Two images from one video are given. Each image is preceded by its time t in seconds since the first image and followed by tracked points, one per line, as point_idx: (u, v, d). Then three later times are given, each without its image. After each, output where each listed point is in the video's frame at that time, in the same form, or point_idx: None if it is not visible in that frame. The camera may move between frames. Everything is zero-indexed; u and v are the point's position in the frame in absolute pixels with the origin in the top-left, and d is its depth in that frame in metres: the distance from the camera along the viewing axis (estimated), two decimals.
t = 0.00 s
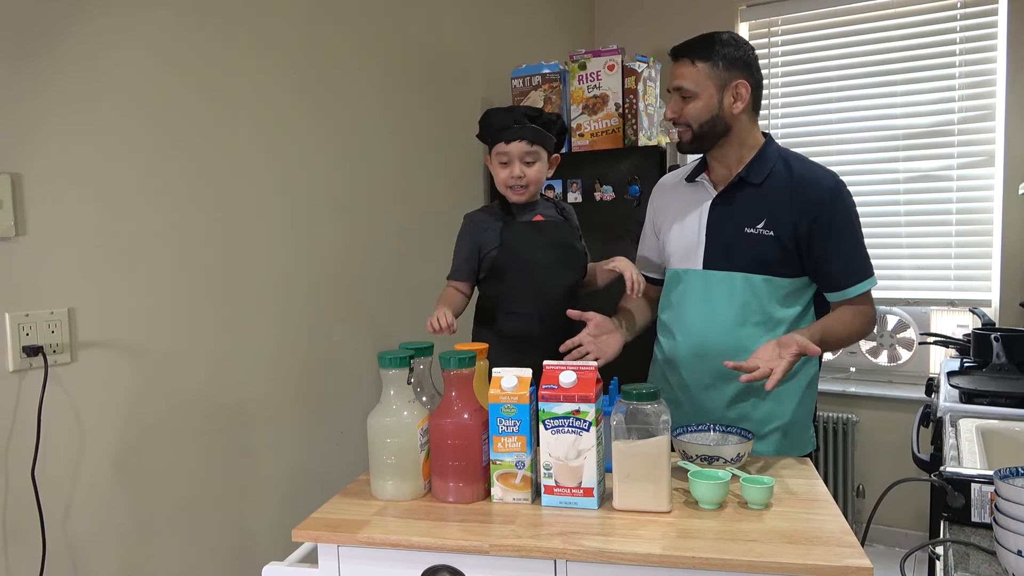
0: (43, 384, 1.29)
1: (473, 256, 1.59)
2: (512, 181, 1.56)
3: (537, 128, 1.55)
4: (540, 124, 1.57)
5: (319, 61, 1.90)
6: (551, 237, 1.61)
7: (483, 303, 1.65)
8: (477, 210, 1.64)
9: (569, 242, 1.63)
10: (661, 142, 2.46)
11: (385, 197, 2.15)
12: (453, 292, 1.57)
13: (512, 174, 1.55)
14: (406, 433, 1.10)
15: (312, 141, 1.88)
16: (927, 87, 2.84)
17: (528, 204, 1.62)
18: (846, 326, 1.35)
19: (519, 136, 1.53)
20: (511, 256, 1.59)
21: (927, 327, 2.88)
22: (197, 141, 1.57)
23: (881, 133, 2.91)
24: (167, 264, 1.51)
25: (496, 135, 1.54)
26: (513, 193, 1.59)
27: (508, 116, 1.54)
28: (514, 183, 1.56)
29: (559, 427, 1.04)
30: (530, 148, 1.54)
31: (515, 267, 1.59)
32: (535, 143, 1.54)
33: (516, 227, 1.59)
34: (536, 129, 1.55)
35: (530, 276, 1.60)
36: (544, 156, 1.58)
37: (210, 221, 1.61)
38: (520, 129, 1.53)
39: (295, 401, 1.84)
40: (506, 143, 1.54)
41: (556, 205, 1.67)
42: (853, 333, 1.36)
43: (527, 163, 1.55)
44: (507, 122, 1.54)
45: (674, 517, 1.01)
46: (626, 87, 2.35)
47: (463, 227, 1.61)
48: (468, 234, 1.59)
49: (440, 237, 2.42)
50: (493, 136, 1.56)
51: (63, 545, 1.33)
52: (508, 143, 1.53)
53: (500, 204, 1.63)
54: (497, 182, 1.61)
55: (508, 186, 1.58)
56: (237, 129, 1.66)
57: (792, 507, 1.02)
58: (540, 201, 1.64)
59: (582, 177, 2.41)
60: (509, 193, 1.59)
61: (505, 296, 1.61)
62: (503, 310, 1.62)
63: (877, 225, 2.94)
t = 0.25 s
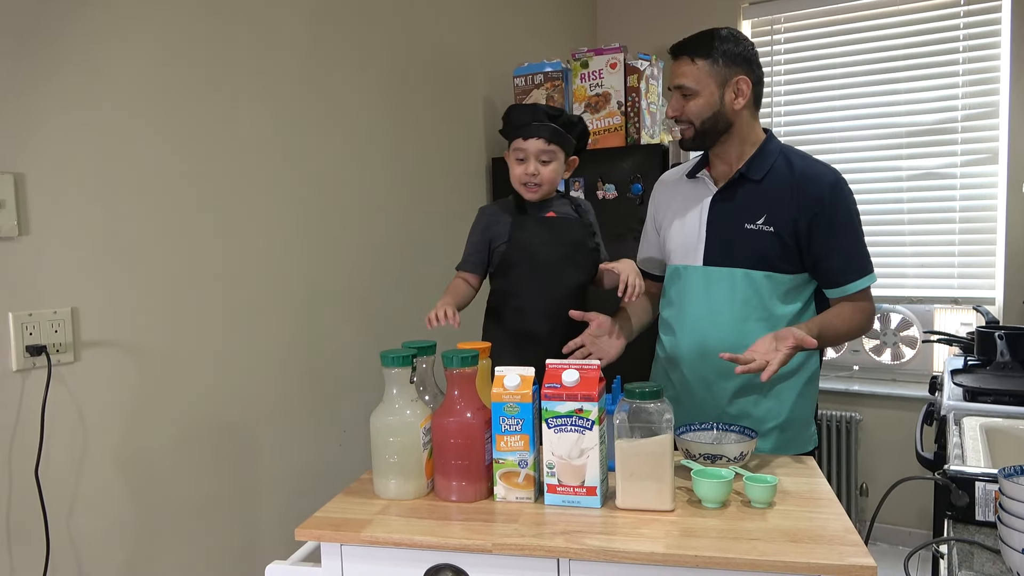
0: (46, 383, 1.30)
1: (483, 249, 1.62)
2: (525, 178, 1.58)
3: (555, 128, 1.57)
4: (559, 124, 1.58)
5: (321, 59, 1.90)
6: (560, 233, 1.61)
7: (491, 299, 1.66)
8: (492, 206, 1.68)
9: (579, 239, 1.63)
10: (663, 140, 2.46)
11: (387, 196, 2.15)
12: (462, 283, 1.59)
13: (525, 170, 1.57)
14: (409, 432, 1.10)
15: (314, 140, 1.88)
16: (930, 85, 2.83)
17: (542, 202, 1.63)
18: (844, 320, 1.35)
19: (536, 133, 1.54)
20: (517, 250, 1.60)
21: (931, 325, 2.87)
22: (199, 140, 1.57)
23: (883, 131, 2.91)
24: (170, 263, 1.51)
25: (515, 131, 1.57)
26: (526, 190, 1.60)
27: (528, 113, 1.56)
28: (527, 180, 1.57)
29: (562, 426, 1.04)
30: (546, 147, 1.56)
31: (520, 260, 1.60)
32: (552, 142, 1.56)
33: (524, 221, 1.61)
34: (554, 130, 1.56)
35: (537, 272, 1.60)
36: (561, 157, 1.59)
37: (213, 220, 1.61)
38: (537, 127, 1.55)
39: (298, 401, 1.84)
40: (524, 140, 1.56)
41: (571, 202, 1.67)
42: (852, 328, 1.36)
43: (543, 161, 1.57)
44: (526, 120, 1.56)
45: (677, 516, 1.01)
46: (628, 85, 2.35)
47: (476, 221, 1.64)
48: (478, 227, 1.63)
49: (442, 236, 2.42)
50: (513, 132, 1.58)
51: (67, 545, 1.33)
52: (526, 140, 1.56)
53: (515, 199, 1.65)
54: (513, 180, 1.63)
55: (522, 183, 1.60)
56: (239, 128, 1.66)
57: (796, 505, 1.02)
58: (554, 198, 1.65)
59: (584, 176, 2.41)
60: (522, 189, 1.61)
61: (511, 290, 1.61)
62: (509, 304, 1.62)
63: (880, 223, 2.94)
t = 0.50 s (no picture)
0: (49, 384, 1.30)
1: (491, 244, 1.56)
2: (541, 180, 1.53)
3: (571, 129, 1.53)
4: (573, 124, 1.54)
5: (323, 60, 1.91)
6: (572, 237, 1.60)
7: (496, 294, 1.66)
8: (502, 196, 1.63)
9: (590, 244, 1.62)
10: (666, 140, 2.45)
11: (390, 196, 2.15)
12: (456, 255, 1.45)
13: (541, 172, 1.53)
14: (411, 433, 1.10)
15: (316, 140, 1.88)
16: (933, 84, 2.82)
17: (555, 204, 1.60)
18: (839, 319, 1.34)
19: (552, 134, 1.50)
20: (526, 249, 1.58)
21: (934, 325, 2.86)
22: (202, 140, 1.57)
23: (887, 131, 2.90)
24: (172, 264, 1.51)
25: (530, 131, 1.52)
26: (541, 192, 1.56)
27: (542, 114, 1.51)
28: (544, 182, 1.53)
29: (564, 427, 1.04)
30: (562, 148, 1.52)
31: (529, 261, 1.59)
32: (568, 143, 1.52)
33: (536, 220, 1.58)
34: (570, 130, 1.52)
35: (544, 273, 1.59)
36: (576, 158, 1.55)
37: (215, 220, 1.61)
38: (553, 128, 1.50)
39: (300, 401, 1.84)
40: (540, 142, 1.51)
41: (584, 203, 1.64)
42: (850, 325, 1.35)
43: (559, 163, 1.53)
44: (541, 121, 1.51)
45: (680, 517, 1.01)
46: (630, 85, 2.35)
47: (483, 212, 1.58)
48: (488, 215, 1.57)
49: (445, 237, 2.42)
50: (527, 132, 1.53)
51: (69, 546, 1.33)
52: (542, 141, 1.51)
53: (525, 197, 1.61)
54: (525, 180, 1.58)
55: (537, 185, 1.55)
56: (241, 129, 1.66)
57: (798, 507, 1.02)
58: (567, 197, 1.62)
59: (586, 176, 2.41)
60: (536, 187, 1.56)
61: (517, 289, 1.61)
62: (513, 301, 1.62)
63: (883, 222, 2.93)
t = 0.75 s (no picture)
0: (51, 381, 1.30)
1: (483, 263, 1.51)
2: (531, 186, 1.50)
3: (564, 136, 1.50)
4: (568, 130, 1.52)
5: (325, 57, 1.90)
6: (563, 245, 1.58)
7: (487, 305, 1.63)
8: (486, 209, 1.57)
9: (580, 251, 1.61)
10: (668, 138, 2.45)
11: (392, 194, 2.15)
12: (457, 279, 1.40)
13: (533, 179, 1.50)
14: (413, 431, 1.09)
15: (318, 137, 1.88)
16: (937, 82, 2.81)
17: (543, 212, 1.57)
18: (825, 330, 1.38)
19: (546, 140, 1.47)
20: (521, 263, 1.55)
21: (937, 324, 2.87)
22: (203, 138, 1.57)
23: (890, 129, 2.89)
24: (174, 261, 1.51)
25: (523, 134, 1.48)
26: (529, 199, 1.53)
27: (537, 117, 1.48)
28: (533, 189, 1.50)
29: (566, 425, 1.04)
30: (555, 156, 1.49)
31: (524, 274, 1.56)
32: (559, 151, 1.49)
33: (528, 234, 1.54)
34: (563, 138, 1.50)
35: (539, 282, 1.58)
36: (568, 166, 1.53)
37: (217, 218, 1.61)
38: (547, 134, 1.47)
39: (301, 400, 1.84)
40: (532, 147, 1.48)
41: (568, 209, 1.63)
42: (835, 331, 1.39)
43: (549, 170, 1.50)
44: (535, 125, 1.48)
45: (682, 516, 1.00)
46: (633, 83, 2.35)
47: (472, 226, 1.52)
48: (476, 233, 1.50)
49: (447, 236, 2.42)
50: (519, 135, 1.49)
51: (71, 544, 1.33)
52: (534, 147, 1.48)
53: (513, 203, 1.57)
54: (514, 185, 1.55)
55: (525, 192, 1.52)
56: (243, 126, 1.66)
57: (801, 505, 1.01)
58: (553, 206, 1.59)
59: (589, 174, 2.40)
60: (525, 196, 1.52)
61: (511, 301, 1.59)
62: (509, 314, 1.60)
63: (887, 221, 2.92)
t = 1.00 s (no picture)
0: (52, 376, 1.30)
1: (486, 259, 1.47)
2: (521, 180, 1.49)
3: (551, 127, 1.47)
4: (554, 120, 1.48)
5: (328, 53, 1.90)
6: (561, 237, 1.57)
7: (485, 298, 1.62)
8: (481, 205, 1.52)
9: (576, 240, 1.61)
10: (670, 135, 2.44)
11: (393, 191, 2.15)
12: (457, 282, 1.38)
13: (522, 173, 1.48)
14: (413, 427, 1.09)
15: (320, 134, 1.88)
16: (941, 79, 2.80)
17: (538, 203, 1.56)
18: (825, 323, 1.38)
19: (532, 133, 1.44)
20: (522, 259, 1.53)
21: (940, 322, 2.86)
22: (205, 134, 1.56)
23: (894, 127, 2.88)
24: (175, 257, 1.51)
25: (509, 129, 1.46)
26: (521, 192, 1.51)
27: (521, 110, 1.45)
28: (524, 182, 1.48)
29: (567, 422, 1.04)
30: (542, 148, 1.46)
31: (524, 269, 1.54)
32: (547, 142, 1.46)
33: (527, 226, 1.52)
34: (550, 128, 1.47)
35: (539, 275, 1.57)
36: (558, 156, 1.50)
37: (218, 214, 1.60)
38: (533, 126, 1.45)
39: (303, 396, 1.84)
40: (518, 140, 1.45)
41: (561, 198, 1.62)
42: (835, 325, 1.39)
43: (538, 163, 1.48)
44: (520, 118, 1.45)
45: (683, 513, 1.00)
46: (635, 80, 2.35)
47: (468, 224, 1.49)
48: (474, 232, 1.46)
49: (449, 233, 2.42)
50: (506, 130, 1.47)
51: (72, 538, 1.33)
52: (520, 140, 1.45)
53: (507, 197, 1.55)
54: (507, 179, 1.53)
55: (516, 184, 1.50)
56: (244, 122, 1.66)
57: (802, 503, 1.01)
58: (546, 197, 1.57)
59: (591, 171, 2.39)
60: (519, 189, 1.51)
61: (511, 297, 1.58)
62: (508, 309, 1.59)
63: (890, 219, 2.91)
